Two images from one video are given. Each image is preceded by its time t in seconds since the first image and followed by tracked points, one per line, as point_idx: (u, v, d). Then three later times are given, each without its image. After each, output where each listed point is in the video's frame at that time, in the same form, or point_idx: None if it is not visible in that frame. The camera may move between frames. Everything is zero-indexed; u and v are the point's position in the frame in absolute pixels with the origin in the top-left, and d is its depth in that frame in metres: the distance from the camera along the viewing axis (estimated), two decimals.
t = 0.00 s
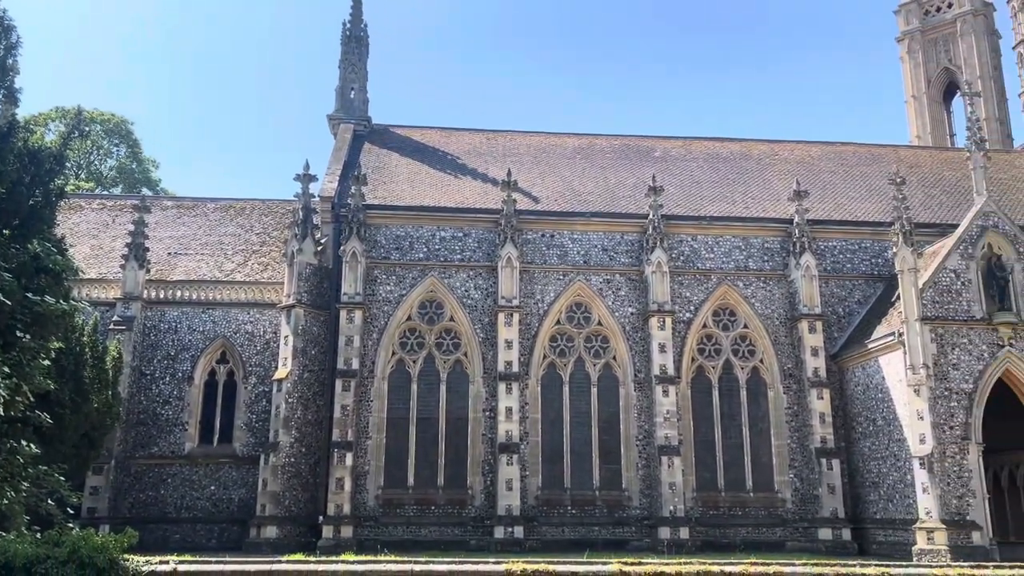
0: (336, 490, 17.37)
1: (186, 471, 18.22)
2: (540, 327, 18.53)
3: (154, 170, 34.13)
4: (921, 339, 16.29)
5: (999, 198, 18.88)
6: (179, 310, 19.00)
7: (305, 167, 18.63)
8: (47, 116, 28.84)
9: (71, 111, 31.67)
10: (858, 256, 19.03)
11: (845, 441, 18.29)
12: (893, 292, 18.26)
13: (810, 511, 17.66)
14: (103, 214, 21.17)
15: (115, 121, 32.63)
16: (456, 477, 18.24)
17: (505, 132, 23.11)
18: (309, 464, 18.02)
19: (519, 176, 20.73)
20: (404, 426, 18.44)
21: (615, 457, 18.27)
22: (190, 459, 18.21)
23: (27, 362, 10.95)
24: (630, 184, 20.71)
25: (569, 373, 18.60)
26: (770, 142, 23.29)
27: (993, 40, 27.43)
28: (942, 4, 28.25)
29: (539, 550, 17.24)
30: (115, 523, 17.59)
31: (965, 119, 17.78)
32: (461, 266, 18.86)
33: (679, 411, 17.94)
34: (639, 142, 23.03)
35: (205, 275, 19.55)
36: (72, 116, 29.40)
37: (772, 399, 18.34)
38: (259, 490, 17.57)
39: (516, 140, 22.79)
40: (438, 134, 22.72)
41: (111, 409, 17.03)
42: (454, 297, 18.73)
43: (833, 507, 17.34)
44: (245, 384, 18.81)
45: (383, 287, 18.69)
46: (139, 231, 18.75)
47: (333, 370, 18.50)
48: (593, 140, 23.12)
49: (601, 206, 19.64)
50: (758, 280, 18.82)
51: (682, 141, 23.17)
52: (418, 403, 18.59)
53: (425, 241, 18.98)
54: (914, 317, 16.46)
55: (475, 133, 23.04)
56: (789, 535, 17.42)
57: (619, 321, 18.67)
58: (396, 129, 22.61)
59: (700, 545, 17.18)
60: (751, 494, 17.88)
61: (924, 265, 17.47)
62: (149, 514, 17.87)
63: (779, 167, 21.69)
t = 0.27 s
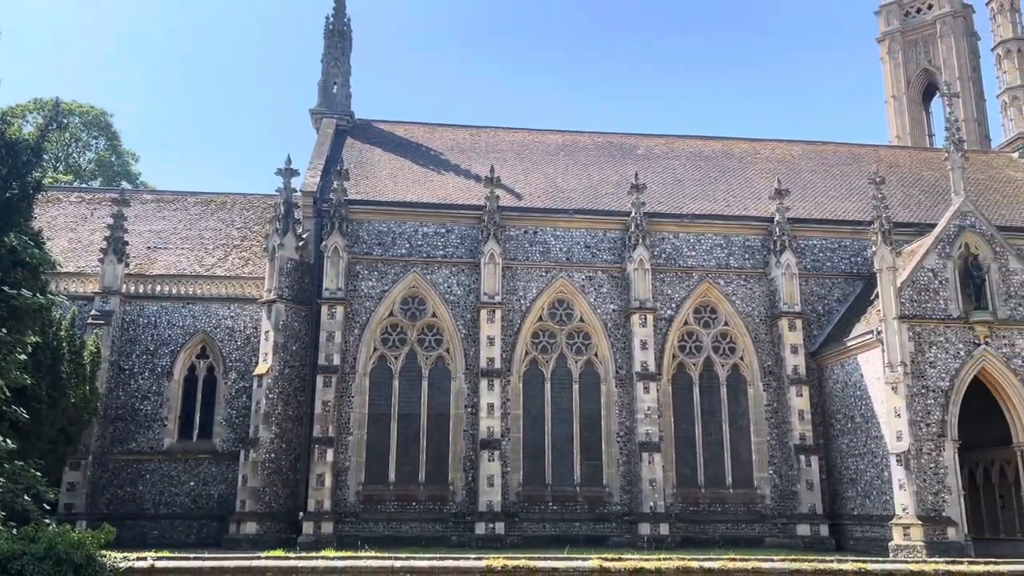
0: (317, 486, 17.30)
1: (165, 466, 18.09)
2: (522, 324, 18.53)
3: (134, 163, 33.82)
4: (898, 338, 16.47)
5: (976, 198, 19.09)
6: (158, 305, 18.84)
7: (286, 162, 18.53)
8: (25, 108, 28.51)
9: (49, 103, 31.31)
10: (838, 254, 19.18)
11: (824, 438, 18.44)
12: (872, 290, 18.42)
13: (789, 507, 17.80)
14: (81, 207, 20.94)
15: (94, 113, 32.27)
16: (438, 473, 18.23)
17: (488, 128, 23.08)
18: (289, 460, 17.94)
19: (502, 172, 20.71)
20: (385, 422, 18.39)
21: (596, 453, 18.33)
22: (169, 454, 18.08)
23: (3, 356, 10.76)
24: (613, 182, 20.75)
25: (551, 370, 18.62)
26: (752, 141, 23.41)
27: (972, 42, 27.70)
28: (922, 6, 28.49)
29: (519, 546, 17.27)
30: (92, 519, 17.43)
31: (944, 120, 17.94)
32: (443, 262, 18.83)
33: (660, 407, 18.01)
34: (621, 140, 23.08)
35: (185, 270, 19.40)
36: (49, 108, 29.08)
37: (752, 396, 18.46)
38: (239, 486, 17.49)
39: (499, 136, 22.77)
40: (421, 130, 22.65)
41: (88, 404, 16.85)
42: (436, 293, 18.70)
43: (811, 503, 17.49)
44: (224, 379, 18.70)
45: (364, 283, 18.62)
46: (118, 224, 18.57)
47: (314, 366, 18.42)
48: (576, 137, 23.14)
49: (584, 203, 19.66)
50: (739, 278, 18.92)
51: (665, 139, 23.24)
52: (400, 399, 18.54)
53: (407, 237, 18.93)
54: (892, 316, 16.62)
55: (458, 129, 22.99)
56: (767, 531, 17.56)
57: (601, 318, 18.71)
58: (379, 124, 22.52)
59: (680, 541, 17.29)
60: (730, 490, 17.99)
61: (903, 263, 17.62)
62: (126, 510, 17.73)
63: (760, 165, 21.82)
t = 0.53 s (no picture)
0: (299, 483, 17.22)
1: (146, 464, 17.95)
2: (506, 321, 18.52)
3: (115, 158, 33.52)
4: (879, 337, 16.59)
5: (957, 199, 19.26)
6: (139, 301, 18.68)
7: (270, 157, 18.43)
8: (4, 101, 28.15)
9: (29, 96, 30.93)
10: (820, 254, 19.29)
11: (805, 437, 18.56)
12: (853, 290, 18.54)
13: (770, 505, 17.90)
14: (61, 202, 20.71)
15: (75, 107, 31.96)
16: (421, 471, 18.19)
17: (473, 125, 23.04)
18: (271, 458, 17.85)
19: (487, 170, 20.69)
20: (368, 419, 18.34)
21: (579, 451, 18.35)
22: (149, 451, 17.94)
23: None
24: (598, 180, 20.78)
25: (535, 368, 18.63)
26: (736, 140, 23.51)
27: (953, 44, 27.94)
28: (905, 7, 28.71)
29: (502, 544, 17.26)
30: (71, 516, 17.27)
31: (925, 121, 18.09)
32: (428, 259, 18.78)
33: (643, 405, 18.06)
34: (606, 139, 23.11)
35: (166, 265, 19.24)
36: (29, 101, 28.74)
37: (735, 395, 18.55)
38: (220, 483, 17.39)
39: (484, 134, 22.74)
40: (406, 127, 22.59)
41: (68, 401, 16.67)
42: (420, 290, 18.65)
43: (792, 501, 17.59)
44: (206, 376, 18.57)
45: (348, 279, 18.55)
46: (99, 219, 18.37)
47: (297, 363, 18.34)
48: (561, 135, 23.15)
49: (568, 201, 19.68)
50: (722, 276, 19.00)
51: (650, 138, 23.29)
52: (384, 397, 18.49)
53: (392, 234, 18.87)
54: (873, 315, 16.75)
55: (443, 126, 22.93)
56: (749, 529, 17.65)
57: (585, 316, 18.74)
58: (364, 120, 22.42)
59: (662, 538, 17.35)
60: (712, 488, 18.08)
61: (884, 263, 17.75)
62: (106, 507, 17.59)
63: (744, 165, 21.92)
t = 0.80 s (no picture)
0: (283, 481, 17.14)
1: (128, 461, 17.83)
2: (492, 319, 18.51)
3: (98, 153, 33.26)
4: (862, 336, 16.69)
5: (940, 199, 19.40)
6: (122, 297, 18.55)
7: (254, 153, 18.34)
8: None
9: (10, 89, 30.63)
10: (805, 253, 19.39)
11: (788, 435, 18.64)
12: (837, 289, 18.63)
13: (754, 503, 17.97)
14: (44, 197, 20.52)
15: (58, 101, 31.67)
16: (405, 469, 18.16)
17: (460, 123, 22.99)
18: (255, 455, 17.77)
19: (473, 168, 20.65)
20: (353, 417, 18.28)
21: (564, 449, 18.36)
22: (131, 449, 17.82)
23: None
24: (584, 179, 20.79)
25: (520, 366, 18.63)
26: (721, 140, 23.58)
27: (937, 46, 28.12)
28: (890, 9, 28.87)
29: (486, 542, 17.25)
30: (51, 514, 17.12)
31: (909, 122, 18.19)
32: (413, 256, 18.74)
33: (628, 404, 18.10)
34: (592, 137, 23.13)
35: (150, 261, 19.10)
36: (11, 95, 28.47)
37: (719, 393, 18.62)
38: (203, 481, 17.29)
39: (471, 131, 22.71)
40: (393, 123, 22.53)
41: (49, 398, 16.50)
42: (406, 287, 18.61)
43: (775, 500, 17.66)
44: (190, 373, 18.45)
45: (333, 277, 18.48)
46: (81, 215, 18.19)
47: (281, 360, 18.26)
48: (548, 133, 23.15)
49: (554, 199, 19.68)
50: (707, 275, 19.05)
51: (636, 137, 23.32)
52: (368, 394, 18.43)
53: (377, 231, 18.82)
54: (856, 315, 16.84)
55: (430, 123, 22.88)
56: (733, 527, 17.72)
57: (570, 314, 18.75)
58: (351, 117, 22.33)
59: (646, 536, 17.39)
60: (696, 486, 18.14)
61: (867, 263, 17.85)
62: (87, 505, 17.46)
63: (729, 164, 21.99)
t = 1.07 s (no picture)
0: (268, 479, 17.08)
1: (112, 459, 17.73)
2: (479, 318, 18.50)
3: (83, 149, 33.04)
4: (847, 335, 16.78)
5: (924, 200, 19.53)
6: (107, 294, 18.42)
7: (241, 150, 18.25)
8: None
9: None
10: (791, 253, 19.48)
11: (774, 434, 18.73)
12: (822, 289, 18.73)
13: (739, 501, 18.04)
14: (27, 193, 20.35)
15: (43, 96, 31.43)
16: (392, 467, 18.13)
17: (448, 121, 22.96)
18: (241, 453, 17.70)
19: (461, 166, 20.63)
20: (339, 415, 18.23)
21: (551, 447, 18.38)
22: (116, 447, 17.71)
23: None
24: (572, 177, 20.80)
25: (507, 364, 18.63)
26: (708, 139, 23.65)
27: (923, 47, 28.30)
28: (876, 10, 29.01)
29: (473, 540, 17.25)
30: (34, 512, 17.00)
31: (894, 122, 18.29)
32: (400, 254, 18.71)
33: (614, 402, 18.13)
34: (580, 136, 23.15)
35: (134, 258, 18.97)
36: None
37: (705, 392, 18.69)
38: (188, 479, 17.22)
39: (459, 129, 22.69)
40: (380, 121, 22.47)
41: (32, 395, 16.36)
42: (393, 285, 18.57)
43: (760, 498, 17.74)
44: (175, 370, 18.35)
45: (320, 274, 18.43)
46: (65, 210, 18.03)
47: (267, 358, 18.19)
48: (535, 131, 23.16)
49: (542, 197, 19.69)
50: (694, 275, 19.11)
51: (624, 135, 23.36)
52: (355, 392, 18.39)
53: (364, 228, 18.77)
54: (841, 314, 16.93)
55: (418, 121, 22.84)
56: (718, 525, 17.80)
57: (557, 312, 18.77)
58: (338, 114, 22.26)
59: (632, 534, 17.44)
60: (682, 484, 18.20)
61: (852, 263, 17.95)
62: (71, 503, 17.35)
63: (716, 164, 22.07)
